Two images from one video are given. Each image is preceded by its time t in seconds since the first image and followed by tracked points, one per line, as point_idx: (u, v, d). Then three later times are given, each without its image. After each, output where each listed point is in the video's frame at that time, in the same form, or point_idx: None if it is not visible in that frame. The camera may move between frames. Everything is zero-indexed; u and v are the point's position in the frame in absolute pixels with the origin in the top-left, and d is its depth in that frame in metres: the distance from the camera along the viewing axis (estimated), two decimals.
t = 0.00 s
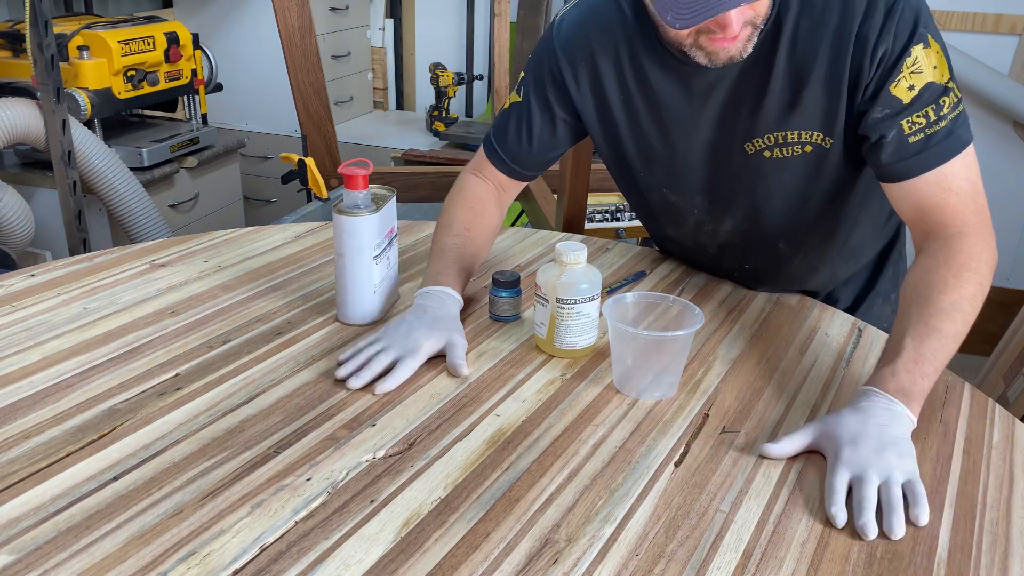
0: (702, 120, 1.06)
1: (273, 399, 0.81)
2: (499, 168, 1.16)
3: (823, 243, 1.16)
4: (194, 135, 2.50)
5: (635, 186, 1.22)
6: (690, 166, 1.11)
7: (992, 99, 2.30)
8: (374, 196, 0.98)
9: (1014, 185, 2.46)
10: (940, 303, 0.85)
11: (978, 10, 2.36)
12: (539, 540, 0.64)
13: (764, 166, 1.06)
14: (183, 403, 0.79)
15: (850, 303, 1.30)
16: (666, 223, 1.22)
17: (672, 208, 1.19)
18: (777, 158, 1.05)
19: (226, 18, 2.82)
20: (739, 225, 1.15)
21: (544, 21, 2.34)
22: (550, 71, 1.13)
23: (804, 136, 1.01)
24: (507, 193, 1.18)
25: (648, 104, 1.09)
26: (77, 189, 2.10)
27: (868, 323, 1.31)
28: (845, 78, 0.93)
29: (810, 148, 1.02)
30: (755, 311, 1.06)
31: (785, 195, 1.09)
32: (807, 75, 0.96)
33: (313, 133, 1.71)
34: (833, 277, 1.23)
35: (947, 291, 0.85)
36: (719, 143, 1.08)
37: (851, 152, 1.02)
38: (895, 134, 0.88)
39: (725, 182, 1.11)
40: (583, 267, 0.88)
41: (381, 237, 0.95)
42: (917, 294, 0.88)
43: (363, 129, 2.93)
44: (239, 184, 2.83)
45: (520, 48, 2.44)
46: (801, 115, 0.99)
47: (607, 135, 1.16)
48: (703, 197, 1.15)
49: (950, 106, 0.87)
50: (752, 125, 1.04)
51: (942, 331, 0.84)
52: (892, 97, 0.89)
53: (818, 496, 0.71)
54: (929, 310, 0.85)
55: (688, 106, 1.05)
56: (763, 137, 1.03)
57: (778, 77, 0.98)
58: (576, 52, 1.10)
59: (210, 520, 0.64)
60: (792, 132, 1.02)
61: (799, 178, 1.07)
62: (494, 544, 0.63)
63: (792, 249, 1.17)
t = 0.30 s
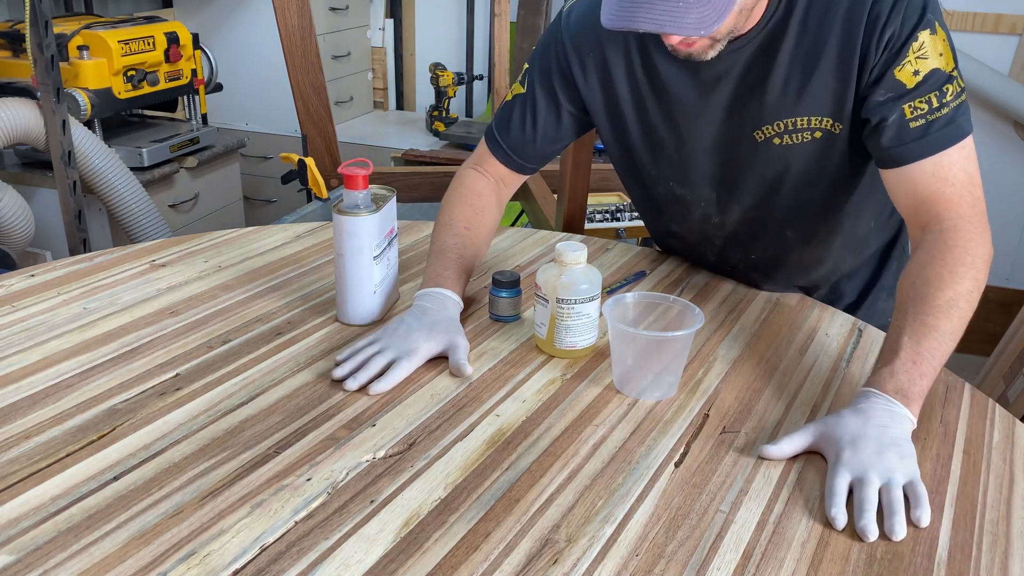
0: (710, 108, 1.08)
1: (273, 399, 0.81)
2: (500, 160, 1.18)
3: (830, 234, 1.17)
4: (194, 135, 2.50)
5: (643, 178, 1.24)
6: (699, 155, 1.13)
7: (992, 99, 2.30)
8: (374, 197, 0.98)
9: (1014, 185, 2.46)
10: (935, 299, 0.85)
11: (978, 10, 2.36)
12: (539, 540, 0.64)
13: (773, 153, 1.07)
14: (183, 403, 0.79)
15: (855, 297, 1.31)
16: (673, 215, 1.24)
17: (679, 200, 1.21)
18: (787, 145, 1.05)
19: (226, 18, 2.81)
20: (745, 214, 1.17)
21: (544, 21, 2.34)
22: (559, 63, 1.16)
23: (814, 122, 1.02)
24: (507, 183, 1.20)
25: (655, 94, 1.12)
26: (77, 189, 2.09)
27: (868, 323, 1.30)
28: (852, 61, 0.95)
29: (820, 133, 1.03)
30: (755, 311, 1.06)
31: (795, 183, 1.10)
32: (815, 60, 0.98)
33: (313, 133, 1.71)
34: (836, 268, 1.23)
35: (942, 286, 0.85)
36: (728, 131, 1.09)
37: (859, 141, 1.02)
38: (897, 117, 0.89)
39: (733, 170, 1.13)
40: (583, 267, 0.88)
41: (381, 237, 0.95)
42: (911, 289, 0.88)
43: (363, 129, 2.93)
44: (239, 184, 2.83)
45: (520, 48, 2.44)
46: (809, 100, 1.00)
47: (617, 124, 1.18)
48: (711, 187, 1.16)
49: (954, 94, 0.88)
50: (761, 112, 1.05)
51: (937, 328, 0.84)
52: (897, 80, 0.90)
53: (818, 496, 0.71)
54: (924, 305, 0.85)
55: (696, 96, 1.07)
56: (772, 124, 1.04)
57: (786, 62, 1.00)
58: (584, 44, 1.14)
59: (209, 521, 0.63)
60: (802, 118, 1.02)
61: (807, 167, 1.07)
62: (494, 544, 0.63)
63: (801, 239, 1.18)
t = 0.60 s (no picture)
0: (718, 96, 1.08)
1: (273, 398, 0.81)
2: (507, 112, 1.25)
3: (830, 230, 1.18)
4: (194, 135, 2.50)
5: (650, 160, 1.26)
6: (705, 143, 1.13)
7: (992, 99, 2.30)
8: (374, 196, 0.98)
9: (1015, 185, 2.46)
10: (941, 284, 0.87)
11: (978, 10, 2.36)
12: (539, 539, 0.64)
13: (777, 147, 1.07)
14: (183, 403, 0.79)
15: (854, 298, 1.32)
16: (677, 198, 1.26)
17: (684, 181, 1.22)
18: (792, 137, 1.05)
19: (226, 18, 2.82)
20: (746, 208, 1.18)
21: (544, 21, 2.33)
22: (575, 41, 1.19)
23: (819, 116, 1.02)
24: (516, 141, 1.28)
25: (668, 79, 1.12)
26: (77, 189, 2.09)
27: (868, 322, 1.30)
28: (864, 64, 0.95)
29: (824, 130, 1.03)
30: (755, 310, 1.06)
31: (797, 177, 1.10)
32: (827, 56, 0.97)
33: (313, 133, 1.71)
34: (836, 265, 1.25)
35: (950, 273, 0.87)
36: (733, 120, 1.09)
37: (863, 140, 1.03)
38: (913, 129, 0.91)
39: (736, 161, 1.13)
40: (583, 266, 0.88)
41: (381, 237, 0.95)
42: (920, 272, 0.89)
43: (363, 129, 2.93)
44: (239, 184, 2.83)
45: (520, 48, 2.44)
46: (817, 95, 1.00)
47: (627, 105, 1.20)
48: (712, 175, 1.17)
49: (962, 103, 0.91)
50: (769, 103, 1.04)
51: (937, 310, 0.86)
52: (912, 90, 0.91)
53: (819, 495, 0.71)
54: (929, 288, 0.87)
55: (706, 81, 1.08)
56: (779, 113, 1.04)
57: (801, 57, 0.99)
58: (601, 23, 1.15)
59: (209, 520, 0.63)
60: (807, 112, 1.02)
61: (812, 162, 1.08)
62: (494, 543, 0.63)
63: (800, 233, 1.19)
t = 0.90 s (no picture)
0: (730, 86, 1.10)
1: (274, 399, 0.81)
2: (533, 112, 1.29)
3: (832, 218, 1.20)
4: (194, 135, 2.50)
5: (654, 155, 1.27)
6: (714, 137, 1.14)
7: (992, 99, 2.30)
8: (374, 196, 0.98)
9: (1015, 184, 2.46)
10: (920, 246, 0.98)
11: (978, 10, 2.36)
12: (539, 539, 0.64)
13: (789, 140, 1.09)
14: (183, 403, 0.79)
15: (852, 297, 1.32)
16: (680, 194, 1.27)
17: (687, 177, 1.23)
18: (803, 130, 1.07)
19: (227, 18, 2.82)
20: (751, 203, 1.19)
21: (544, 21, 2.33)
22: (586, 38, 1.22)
23: (831, 109, 1.04)
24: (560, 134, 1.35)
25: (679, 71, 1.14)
26: (77, 189, 2.09)
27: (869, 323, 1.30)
28: (882, 60, 0.98)
29: (836, 122, 1.05)
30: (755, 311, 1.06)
31: (805, 170, 1.12)
32: (843, 51, 1.00)
33: (313, 133, 1.71)
34: (837, 259, 1.26)
35: (933, 241, 0.98)
36: (742, 111, 1.10)
37: (873, 133, 1.05)
38: (935, 125, 0.95)
39: (746, 153, 1.14)
40: (583, 266, 0.88)
41: (381, 236, 0.95)
42: (902, 233, 1.01)
43: (363, 129, 2.93)
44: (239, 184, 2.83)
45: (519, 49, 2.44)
46: (830, 88, 1.02)
47: (635, 101, 1.22)
48: (718, 169, 1.18)
49: (976, 95, 0.96)
50: (782, 97, 1.06)
51: (907, 267, 0.98)
52: (933, 87, 0.95)
53: (818, 495, 0.71)
54: (906, 247, 0.99)
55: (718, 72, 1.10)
56: (791, 107, 1.06)
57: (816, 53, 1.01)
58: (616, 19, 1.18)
59: (209, 520, 0.63)
60: (820, 105, 1.04)
61: (822, 155, 1.10)
62: (494, 544, 0.63)
63: (805, 226, 1.21)
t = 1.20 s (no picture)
0: (740, 87, 1.10)
1: (274, 398, 0.81)
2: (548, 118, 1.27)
3: (837, 219, 1.20)
4: (194, 135, 2.50)
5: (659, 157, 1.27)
6: (723, 138, 1.15)
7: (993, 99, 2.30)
8: (374, 196, 0.98)
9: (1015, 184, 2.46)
10: (930, 241, 0.98)
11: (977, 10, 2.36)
12: (539, 539, 0.64)
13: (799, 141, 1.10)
14: (183, 403, 0.79)
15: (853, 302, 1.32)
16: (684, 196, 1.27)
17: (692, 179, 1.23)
18: (812, 132, 1.08)
19: (227, 18, 2.82)
20: (758, 203, 1.20)
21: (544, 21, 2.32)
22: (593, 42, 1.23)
23: (841, 112, 1.05)
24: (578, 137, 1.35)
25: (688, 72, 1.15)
26: (77, 189, 2.09)
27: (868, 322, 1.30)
28: (893, 63, 0.99)
29: (846, 125, 1.06)
30: (755, 311, 1.06)
31: (812, 172, 1.13)
32: (854, 53, 1.02)
33: (313, 134, 1.71)
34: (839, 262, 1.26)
35: (943, 236, 0.98)
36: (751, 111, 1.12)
37: (880, 135, 1.07)
38: (946, 128, 0.97)
39: (755, 155, 1.15)
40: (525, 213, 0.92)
41: (381, 237, 0.95)
42: (910, 229, 1.01)
43: (363, 129, 2.93)
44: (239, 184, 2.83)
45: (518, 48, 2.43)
46: (840, 90, 1.04)
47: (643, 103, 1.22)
48: (725, 171, 1.18)
49: (983, 99, 0.99)
50: (793, 99, 1.08)
51: (916, 262, 0.97)
52: (944, 90, 0.97)
53: (818, 495, 0.71)
54: (917, 242, 0.98)
55: (729, 72, 1.10)
56: (802, 108, 1.07)
57: (828, 54, 1.03)
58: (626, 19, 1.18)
59: (209, 520, 0.63)
60: (830, 107, 1.05)
61: (830, 156, 1.11)
62: (494, 543, 0.63)
63: (809, 228, 1.21)
